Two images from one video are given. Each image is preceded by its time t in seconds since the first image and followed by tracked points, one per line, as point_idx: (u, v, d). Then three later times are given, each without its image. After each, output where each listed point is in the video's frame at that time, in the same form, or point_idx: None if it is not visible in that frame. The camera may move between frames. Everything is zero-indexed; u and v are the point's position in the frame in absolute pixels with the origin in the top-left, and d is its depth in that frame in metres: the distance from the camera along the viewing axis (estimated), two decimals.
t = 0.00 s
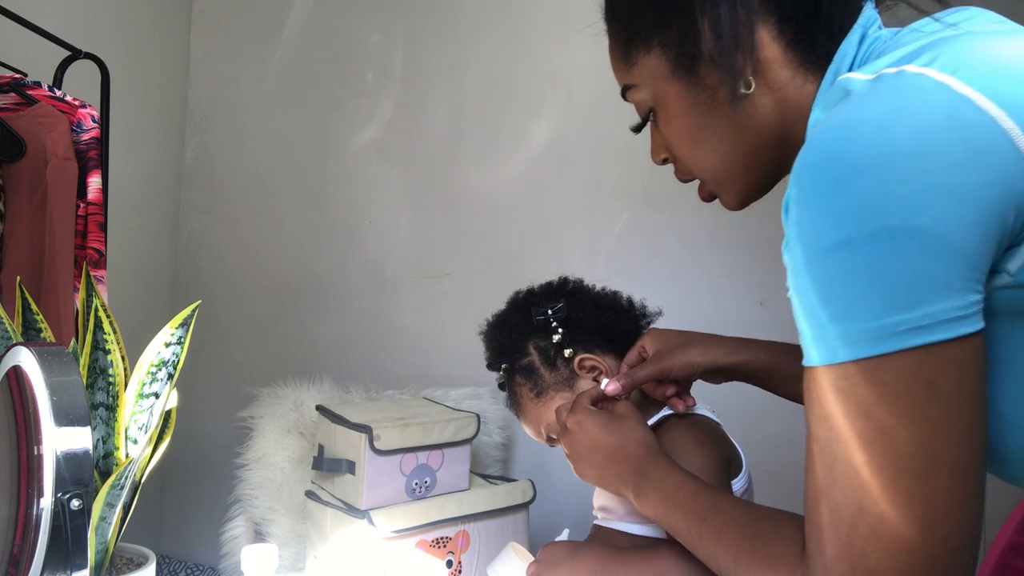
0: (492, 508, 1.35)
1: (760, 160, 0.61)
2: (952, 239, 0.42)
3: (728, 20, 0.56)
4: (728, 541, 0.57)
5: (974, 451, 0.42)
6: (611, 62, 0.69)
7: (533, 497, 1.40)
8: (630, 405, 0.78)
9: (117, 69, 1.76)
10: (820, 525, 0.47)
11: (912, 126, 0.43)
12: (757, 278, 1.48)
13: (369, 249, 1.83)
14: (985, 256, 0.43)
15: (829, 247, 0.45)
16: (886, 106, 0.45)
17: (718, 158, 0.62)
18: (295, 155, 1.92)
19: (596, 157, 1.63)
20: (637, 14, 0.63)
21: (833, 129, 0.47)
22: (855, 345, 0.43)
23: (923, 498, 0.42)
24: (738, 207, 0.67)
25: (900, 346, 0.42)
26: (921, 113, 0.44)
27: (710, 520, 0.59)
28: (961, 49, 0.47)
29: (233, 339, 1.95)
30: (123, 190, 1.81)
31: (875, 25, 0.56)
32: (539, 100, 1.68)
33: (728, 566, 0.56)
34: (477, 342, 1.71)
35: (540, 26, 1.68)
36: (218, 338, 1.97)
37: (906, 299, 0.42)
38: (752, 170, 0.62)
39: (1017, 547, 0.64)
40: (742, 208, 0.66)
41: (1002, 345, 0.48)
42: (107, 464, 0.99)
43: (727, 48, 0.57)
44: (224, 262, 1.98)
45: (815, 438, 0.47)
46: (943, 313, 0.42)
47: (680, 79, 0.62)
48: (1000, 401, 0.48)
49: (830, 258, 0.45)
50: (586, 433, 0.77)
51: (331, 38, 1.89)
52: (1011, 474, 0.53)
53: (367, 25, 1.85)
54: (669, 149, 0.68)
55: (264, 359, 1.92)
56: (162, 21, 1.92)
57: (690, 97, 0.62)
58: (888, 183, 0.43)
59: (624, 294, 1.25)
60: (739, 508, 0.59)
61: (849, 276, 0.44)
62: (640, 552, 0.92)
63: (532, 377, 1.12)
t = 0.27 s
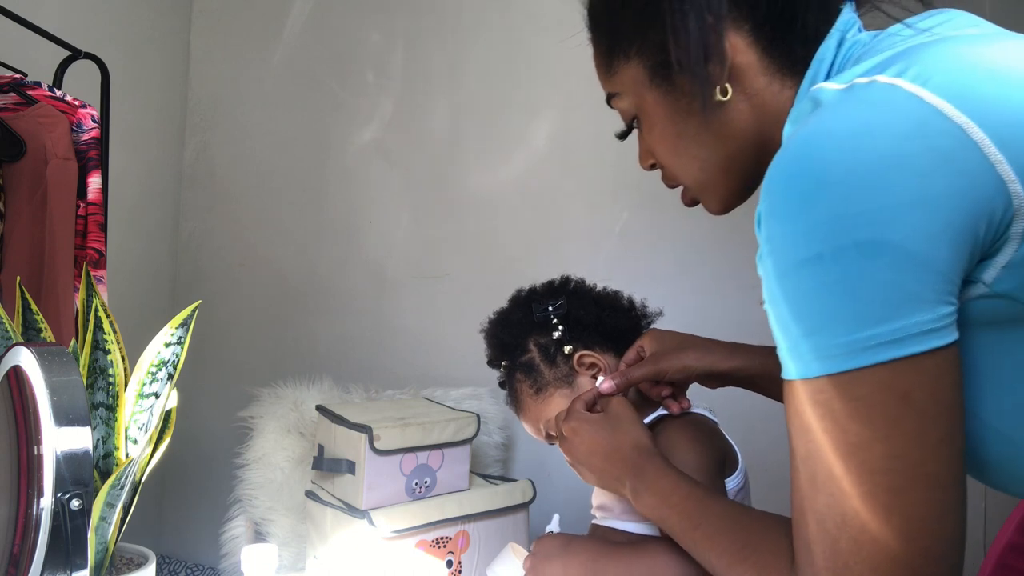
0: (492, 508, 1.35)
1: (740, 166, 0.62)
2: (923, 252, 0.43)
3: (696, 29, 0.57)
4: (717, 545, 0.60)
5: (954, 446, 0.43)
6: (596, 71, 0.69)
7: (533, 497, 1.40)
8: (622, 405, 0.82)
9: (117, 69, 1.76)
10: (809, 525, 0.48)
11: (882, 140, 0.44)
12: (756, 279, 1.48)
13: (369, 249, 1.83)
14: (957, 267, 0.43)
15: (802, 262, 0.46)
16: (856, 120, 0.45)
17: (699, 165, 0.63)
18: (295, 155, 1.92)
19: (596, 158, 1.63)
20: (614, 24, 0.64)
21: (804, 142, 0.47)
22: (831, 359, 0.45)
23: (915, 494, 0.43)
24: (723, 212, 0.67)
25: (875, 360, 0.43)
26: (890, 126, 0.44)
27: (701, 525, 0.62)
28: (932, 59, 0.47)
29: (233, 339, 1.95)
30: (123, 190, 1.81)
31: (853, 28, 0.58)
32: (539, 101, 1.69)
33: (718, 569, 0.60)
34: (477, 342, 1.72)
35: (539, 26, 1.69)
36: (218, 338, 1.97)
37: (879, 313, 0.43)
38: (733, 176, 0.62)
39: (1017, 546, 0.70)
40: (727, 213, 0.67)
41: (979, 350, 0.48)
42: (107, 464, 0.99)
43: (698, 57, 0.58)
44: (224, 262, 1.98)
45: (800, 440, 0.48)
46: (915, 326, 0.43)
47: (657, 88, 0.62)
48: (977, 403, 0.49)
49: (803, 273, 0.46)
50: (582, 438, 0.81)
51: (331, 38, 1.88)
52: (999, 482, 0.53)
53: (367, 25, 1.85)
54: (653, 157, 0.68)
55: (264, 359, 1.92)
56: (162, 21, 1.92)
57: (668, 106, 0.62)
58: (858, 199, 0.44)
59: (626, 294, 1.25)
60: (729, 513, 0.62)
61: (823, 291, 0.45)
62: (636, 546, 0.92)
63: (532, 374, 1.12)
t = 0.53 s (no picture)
0: (492, 508, 1.35)
1: (723, 169, 0.63)
2: (901, 255, 0.43)
3: (667, 36, 0.58)
4: (715, 550, 0.60)
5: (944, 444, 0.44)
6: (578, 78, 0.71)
7: (533, 497, 1.40)
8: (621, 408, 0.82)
9: (118, 69, 1.76)
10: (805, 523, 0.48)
11: (858, 144, 0.44)
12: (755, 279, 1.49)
13: (369, 250, 1.83)
14: (937, 269, 0.43)
15: (781, 266, 0.46)
16: (832, 123, 0.45)
17: (682, 170, 0.64)
18: (295, 155, 1.92)
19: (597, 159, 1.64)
20: (589, 34, 0.65)
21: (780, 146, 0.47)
22: (812, 364, 0.45)
23: (911, 492, 0.43)
24: (708, 214, 0.68)
25: (856, 365, 0.43)
26: (866, 129, 0.44)
27: (698, 530, 0.63)
28: (908, 59, 0.47)
29: (233, 339, 1.95)
30: (123, 190, 1.81)
31: (831, 29, 0.59)
32: (539, 101, 1.69)
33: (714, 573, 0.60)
34: (477, 342, 1.72)
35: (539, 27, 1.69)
36: (217, 338, 1.97)
37: (859, 317, 0.43)
38: (716, 179, 0.64)
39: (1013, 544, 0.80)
40: (712, 215, 0.68)
41: (963, 352, 0.48)
42: (107, 464, 0.99)
43: (671, 65, 0.59)
44: (224, 263, 1.98)
45: (791, 441, 0.48)
46: (896, 329, 0.43)
47: (636, 95, 0.64)
48: (963, 405, 0.49)
49: (783, 278, 0.46)
50: (580, 441, 0.81)
51: (331, 38, 1.89)
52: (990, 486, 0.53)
53: (367, 25, 1.85)
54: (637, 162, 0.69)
55: (264, 359, 1.92)
56: (162, 21, 1.92)
57: (648, 112, 0.64)
58: (835, 203, 0.44)
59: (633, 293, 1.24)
60: (727, 518, 0.62)
61: (803, 296, 0.45)
62: (637, 546, 0.92)
63: (535, 369, 1.12)
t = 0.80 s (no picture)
0: (492, 508, 1.35)
1: (710, 173, 0.63)
2: (892, 261, 0.43)
3: (646, 43, 0.59)
4: (722, 555, 0.61)
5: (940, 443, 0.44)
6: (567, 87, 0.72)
7: (533, 497, 1.40)
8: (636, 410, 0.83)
9: (118, 69, 1.76)
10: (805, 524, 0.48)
11: (848, 149, 0.44)
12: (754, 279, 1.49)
13: (369, 250, 1.83)
14: (928, 273, 0.43)
15: (772, 273, 0.46)
16: (821, 128, 0.45)
17: (670, 175, 0.65)
18: (295, 155, 1.92)
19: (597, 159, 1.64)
20: (574, 43, 0.66)
21: (769, 151, 0.47)
22: (806, 371, 0.45)
23: (908, 493, 0.43)
24: (700, 216, 0.69)
25: (850, 372, 0.43)
26: (855, 133, 0.44)
27: (706, 538, 0.64)
28: (894, 63, 0.48)
29: (233, 339, 1.95)
30: (124, 189, 1.81)
31: (818, 30, 0.59)
32: (539, 102, 1.69)
33: None
34: (477, 343, 1.72)
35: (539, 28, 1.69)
36: (217, 338, 1.97)
37: (852, 324, 0.43)
38: (705, 182, 0.64)
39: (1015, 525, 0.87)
40: (703, 217, 0.69)
41: (957, 358, 0.48)
42: (107, 464, 0.99)
43: (652, 71, 0.60)
44: (224, 262, 1.98)
45: (787, 442, 0.48)
46: (888, 336, 0.43)
47: (620, 103, 0.64)
48: (957, 409, 0.49)
49: (775, 285, 0.46)
50: (594, 439, 0.81)
51: (331, 38, 1.88)
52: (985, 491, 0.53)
53: (368, 25, 1.85)
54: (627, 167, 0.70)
55: (264, 360, 1.92)
56: (162, 21, 1.91)
57: (632, 119, 0.64)
58: (825, 209, 0.44)
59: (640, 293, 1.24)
60: (733, 525, 0.63)
61: (794, 302, 0.45)
62: (639, 548, 0.92)
63: (540, 367, 1.12)
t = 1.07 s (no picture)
0: (492, 508, 1.35)
1: (708, 175, 0.64)
2: (891, 267, 0.43)
3: (634, 51, 0.60)
4: (727, 556, 0.63)
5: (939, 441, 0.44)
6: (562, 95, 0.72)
7: (533, 497, 1.40)
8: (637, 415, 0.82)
9: (117, 69, 1.76)
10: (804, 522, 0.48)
11: (847, 154, 0.44)
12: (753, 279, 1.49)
13: (369, 249, 1.83)
14: (927, 279, 0.43)
15: (770, 280, 0.46)
16: (819, 133, 0.45)
17: (667, 179, 0.65)
18: (295, 155, 1.92)
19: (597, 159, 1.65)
20: (566, 52, 0.66)
21: (766, 156, 0.47)
22: (806, 378, 0.45)
23: (908, 491, 0.43)
24: (700, 219, 0.69)
25: (849, 379, 0.43)
26: (854, 138, 0.44)
27: (711, 539, 0.66)
28: (890, 67, 0.47)
29: (233, 338, 1.95)
30: (123, 189, 1.81)
31: (812, 30, 0.59)
32: (539, 102, 1.70)
33: None
34: (477, 343, 1.72)
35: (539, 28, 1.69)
36: (217, 338, 1.97)
37: (852, 330, 0.43)
38: (703, 185, 0.65)
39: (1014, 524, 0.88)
40: (703, 219, 0.69)
41: (955, 361, 0.48)
42: (107, 464, 0.99)
43: (645, 77, 0.61)
44: (223, 262, 1.98)
45: (785, 444, 0.48)
46: (888, 343, 0.43)
47: (615, 110, 0.65)
48: (956, 410, 0.49)
49: (773, 291, 0.46)
50: (597, 444, 0.80)
51: (331, 38, 1.88)
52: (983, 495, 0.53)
53: (367, 24, 1.85)
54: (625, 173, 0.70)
55: (264, 359, 1.92)
56: (162, 21, 1.92)
57: (627, 126, 0.65)
58: (823, 216, 0.44)
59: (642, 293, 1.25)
60: (736, 526, 0.65)
61: (793, 309, 0.45)
62: (639, 548, 0.92)
63: (542, 364, 1.12)
